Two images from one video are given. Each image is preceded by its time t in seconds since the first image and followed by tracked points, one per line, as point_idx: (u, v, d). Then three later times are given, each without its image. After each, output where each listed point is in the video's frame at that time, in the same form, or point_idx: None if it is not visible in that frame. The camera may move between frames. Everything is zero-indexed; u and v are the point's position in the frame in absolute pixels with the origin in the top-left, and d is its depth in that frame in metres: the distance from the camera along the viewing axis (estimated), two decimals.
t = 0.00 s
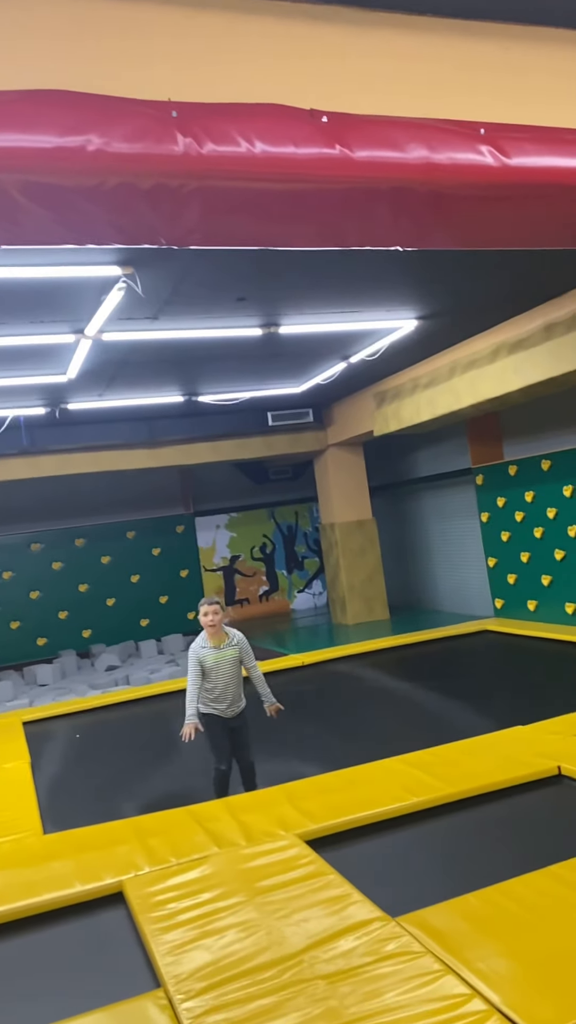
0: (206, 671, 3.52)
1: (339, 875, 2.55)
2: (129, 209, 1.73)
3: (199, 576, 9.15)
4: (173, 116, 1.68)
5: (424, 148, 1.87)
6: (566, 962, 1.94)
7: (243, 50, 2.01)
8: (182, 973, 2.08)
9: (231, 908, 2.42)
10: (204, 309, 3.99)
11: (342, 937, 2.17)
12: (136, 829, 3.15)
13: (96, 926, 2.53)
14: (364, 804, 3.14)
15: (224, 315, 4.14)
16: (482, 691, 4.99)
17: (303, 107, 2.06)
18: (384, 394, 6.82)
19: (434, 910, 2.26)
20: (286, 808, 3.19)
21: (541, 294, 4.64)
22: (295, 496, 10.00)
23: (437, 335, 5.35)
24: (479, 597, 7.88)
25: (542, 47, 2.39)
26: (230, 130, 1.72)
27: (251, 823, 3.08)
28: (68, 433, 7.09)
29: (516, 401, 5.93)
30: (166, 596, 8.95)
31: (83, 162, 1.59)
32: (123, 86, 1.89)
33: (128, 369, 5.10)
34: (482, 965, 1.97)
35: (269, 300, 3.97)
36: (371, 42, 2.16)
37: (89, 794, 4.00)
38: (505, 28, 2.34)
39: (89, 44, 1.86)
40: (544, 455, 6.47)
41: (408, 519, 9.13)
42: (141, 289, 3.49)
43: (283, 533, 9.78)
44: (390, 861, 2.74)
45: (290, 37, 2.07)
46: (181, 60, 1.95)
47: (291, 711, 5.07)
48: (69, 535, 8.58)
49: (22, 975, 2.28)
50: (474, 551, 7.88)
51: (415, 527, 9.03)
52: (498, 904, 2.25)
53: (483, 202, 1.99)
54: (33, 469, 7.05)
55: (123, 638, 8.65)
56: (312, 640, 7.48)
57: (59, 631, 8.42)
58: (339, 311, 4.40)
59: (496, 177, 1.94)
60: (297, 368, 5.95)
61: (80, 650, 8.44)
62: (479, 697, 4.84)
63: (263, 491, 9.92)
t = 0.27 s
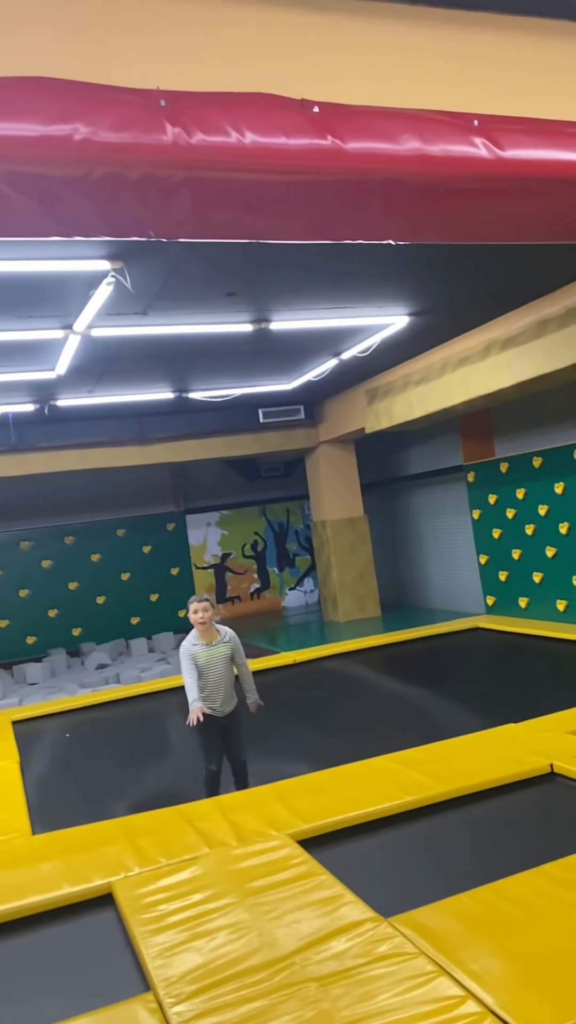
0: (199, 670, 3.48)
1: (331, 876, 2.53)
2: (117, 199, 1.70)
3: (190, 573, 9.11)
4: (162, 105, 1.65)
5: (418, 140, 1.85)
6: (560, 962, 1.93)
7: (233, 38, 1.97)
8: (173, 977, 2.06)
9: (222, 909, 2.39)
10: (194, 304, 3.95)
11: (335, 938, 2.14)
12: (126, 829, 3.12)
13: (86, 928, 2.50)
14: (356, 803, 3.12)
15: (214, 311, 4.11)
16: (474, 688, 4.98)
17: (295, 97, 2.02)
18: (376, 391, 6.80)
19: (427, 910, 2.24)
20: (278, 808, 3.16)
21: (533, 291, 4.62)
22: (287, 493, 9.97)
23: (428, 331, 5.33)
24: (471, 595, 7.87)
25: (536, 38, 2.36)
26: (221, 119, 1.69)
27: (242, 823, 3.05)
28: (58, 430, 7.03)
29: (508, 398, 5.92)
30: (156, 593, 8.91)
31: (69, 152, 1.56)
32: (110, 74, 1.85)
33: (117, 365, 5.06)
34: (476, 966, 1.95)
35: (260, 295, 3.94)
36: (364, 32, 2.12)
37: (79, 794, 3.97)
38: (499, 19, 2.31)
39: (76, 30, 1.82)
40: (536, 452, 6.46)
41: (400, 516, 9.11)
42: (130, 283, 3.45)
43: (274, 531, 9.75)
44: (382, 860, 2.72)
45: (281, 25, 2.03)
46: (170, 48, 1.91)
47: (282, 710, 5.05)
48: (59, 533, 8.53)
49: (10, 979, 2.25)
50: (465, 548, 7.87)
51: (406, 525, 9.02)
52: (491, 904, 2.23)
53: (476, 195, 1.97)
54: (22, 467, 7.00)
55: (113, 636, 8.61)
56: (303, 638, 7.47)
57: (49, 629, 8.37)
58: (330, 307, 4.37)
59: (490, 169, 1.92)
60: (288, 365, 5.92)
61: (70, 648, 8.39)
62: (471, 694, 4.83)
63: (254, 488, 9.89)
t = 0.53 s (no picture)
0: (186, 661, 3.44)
1: (318, 875, 2.51)
2: (100, 188, 1.67)
3: (177, 570, 9.07)
4: (146, 92, 1.62)
5: (406, 131, 1.82)
6: (548, 960, 1.92)
7: (218, 25, 1.94)
8: (158, 979, 2.03)
9: (207, 909, 2.37)
10: (180, 298, 3.91)
11: (322, 938, 2.13)
12: (111, 828, 3.09)
13: (70, 929, 2.47)
14: (343, 801, 3.10)
15: (200, 305, 4.07)
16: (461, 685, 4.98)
17: (283, 86, 1.99)
18: (363, 387, 6.78)
19: (415, 909, 2.23)
20: (265, 806, 3.14)
21: (520, 286, 4.61)
22: (274, 490, 9.94)
23: (416, 327, 5.31)
24: (458, 591, 7.88)
25: (526, 29, 2.34)
26: (206, 108, 1.66)
27: (228, 822, 3.03)
28: (42, 426, 6.97)
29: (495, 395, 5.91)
30: (143, 590, 8.86)
31: (50, 139, 1.52)
32: (92, 60, 1.81)
33: (103, 360, 5.01)
34: (465, 965, 1.94)
35: (247, 290, 3.90)
36: (352, 21, 2.09)
37: (63, 792, 3.93)
38: (488, 9, 2.29)
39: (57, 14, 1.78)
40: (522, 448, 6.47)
41: (387, 513, 9.10)
42: (114, 276, 3.41)
43: (261, 527, 9.71)
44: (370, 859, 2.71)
45: (267, 12, 2.00)
46: (153, 34, 1.87)
47: (269, 707, 5.03)
48: (44, 530, 8.46)
49: None
50: (452, 544, 7.87)
51: (393, 521, 9.01)
52: (478, 902, 2.22)
53: (465, 187, 1.95)
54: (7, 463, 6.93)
55: (99, 633, 8.55)
56: (291, 635, 7.45)
57: (34, 626, 8.30)
58: (318, 302, 4.34)
59: (479, 161, 1.90)
60: (274, 361, 5.89)
61: (55, 646, 8.33)
62: (458, 691, 4.82)
63: (241, 485, 9.85)
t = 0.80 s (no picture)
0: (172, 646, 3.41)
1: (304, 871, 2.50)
2: (82, 174, 1.63)
3: (163, 565, 9.03)
4: (128, 76, 1.58)
5: (393, 119, 1.80)
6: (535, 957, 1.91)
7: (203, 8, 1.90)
8: (143, 978, 2.01)
9: (192, 907, 2.35)
10: (165, 290, 3.87)
11: (309, 935, 2.11)
12: (96, 826, 3.06)
13: (53, 927, 2.44)
14: (329, 797, 3.08)
15: (186, 297, 4.02)
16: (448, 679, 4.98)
17: (269, 72, 1.96)
18: (350, 382, 6.76)
19: (401, 905, 2.22)
20: (250, 802, 3.12)
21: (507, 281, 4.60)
22: (261, 485, 9.91)
23: (403, 321, 5.29)
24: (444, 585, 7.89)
25: (514, 17, 2.32)
26: (190, 93, 1.62)
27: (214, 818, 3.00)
28: (27, 420, 6.90)
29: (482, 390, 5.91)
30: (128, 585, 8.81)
31: (29, 123, 1.48)
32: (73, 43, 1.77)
33: (87, 353, 4.95)
34: (451, 962, 1.93)
35: (233, 282, 3.87)
36: (339, 7, 2.06)
37: (48, 788, 3.89)
38: None
39: None
40: (509, 443, 6.46)
41: (373, 507, 9.10)
42: (98, 267, 3.36)
43: (248, 522, 9.67)
44: (355, 855, 2.69)
45: None
46: (135, 17, 1.83)
47: (256, 702, 5.00)
48: (29, 525, 8.39)
49: None
50: (439, 539, 7.87)
51: (380, 516, 9.01)
52: (464, 898, 2.21)
53: (453, 176, 1.93)
54: None
55: (85, 629, 8.51)
56: (277, 629, 7.44)
57: (19, 621, 8.25)
58: (305, 295, 4.31)
59: (467, 151, 1.88)
60: (261, 354, 5.85)
61: (41, 641, 8.28)
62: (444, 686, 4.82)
63: (228, 480, 9.82)
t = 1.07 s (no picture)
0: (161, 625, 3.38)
1: (292, 862, 2.49)
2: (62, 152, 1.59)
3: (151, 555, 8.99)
4: (110, 54, 1.54)
5: (382, 100, 1.77)
6: (523, 947, 1.91)
7: None
8: (130, 971, 1.99)
9: (180, 899, 2.33)
10: (151, 277, 3.82)
11: (297, 926, 2.10)
12: (83, 817, 3.04)
13: (40, 920, 2.43)
14: (318, 787, 3.07)
15: (172, 284, 3.98)
16: (437, 669, 4.98)
17: (255, 51, 1.91)
18: (339, 371, 6.72)
19: (390, 896, 2.21)
20: (239, 793, 3.11)
21: (496, 268, 4.57)
22: (249, 475, 9.87)
23: (392, 309, 5.26)
24: (433, 575, 7.90)
25: None
26: (173, 71, 1.58)
27: (203, 809, 2.99)
28: (12, 410, 6.83)
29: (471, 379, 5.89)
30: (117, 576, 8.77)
31: (7, 102, 1.44)
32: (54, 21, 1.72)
33: (73, 342, 4.90)
34: (440, 952, 1.92)
35: (219, 269, 3.82)
36: None
37: (35, 780, 3.87)
38: None
39: None
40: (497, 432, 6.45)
41: (362, 497, 9.08)
42: (83, 254, 3.32)
43: (237, 513, 9.58)
44: (344, 845, 2.69)
45: None
46: None
47: (245, 693, 4.99)
48: (16, 515, 8.33)
49: None
50: (427, 528, 7.87)
51: (369, 505, 8.99)
52: (453, 889, 2.21)
53: (442, 158, 1.90)
54: None
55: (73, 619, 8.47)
56: (266, 620, 7.42)
57: (6, 612, 8.20)
58: (292, 282, 4.27)
59: (457, 134, 1.85)
60: (249, 343, 5.81)
61: (28, 632, 8.23)
62: (433, 675, 4.82)
63: (216, 470, 9.77)
